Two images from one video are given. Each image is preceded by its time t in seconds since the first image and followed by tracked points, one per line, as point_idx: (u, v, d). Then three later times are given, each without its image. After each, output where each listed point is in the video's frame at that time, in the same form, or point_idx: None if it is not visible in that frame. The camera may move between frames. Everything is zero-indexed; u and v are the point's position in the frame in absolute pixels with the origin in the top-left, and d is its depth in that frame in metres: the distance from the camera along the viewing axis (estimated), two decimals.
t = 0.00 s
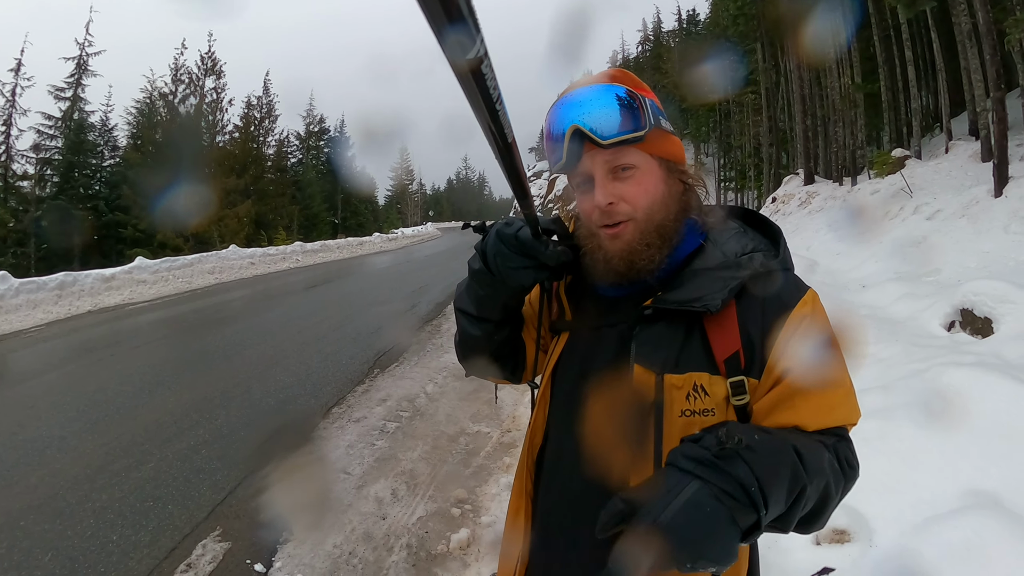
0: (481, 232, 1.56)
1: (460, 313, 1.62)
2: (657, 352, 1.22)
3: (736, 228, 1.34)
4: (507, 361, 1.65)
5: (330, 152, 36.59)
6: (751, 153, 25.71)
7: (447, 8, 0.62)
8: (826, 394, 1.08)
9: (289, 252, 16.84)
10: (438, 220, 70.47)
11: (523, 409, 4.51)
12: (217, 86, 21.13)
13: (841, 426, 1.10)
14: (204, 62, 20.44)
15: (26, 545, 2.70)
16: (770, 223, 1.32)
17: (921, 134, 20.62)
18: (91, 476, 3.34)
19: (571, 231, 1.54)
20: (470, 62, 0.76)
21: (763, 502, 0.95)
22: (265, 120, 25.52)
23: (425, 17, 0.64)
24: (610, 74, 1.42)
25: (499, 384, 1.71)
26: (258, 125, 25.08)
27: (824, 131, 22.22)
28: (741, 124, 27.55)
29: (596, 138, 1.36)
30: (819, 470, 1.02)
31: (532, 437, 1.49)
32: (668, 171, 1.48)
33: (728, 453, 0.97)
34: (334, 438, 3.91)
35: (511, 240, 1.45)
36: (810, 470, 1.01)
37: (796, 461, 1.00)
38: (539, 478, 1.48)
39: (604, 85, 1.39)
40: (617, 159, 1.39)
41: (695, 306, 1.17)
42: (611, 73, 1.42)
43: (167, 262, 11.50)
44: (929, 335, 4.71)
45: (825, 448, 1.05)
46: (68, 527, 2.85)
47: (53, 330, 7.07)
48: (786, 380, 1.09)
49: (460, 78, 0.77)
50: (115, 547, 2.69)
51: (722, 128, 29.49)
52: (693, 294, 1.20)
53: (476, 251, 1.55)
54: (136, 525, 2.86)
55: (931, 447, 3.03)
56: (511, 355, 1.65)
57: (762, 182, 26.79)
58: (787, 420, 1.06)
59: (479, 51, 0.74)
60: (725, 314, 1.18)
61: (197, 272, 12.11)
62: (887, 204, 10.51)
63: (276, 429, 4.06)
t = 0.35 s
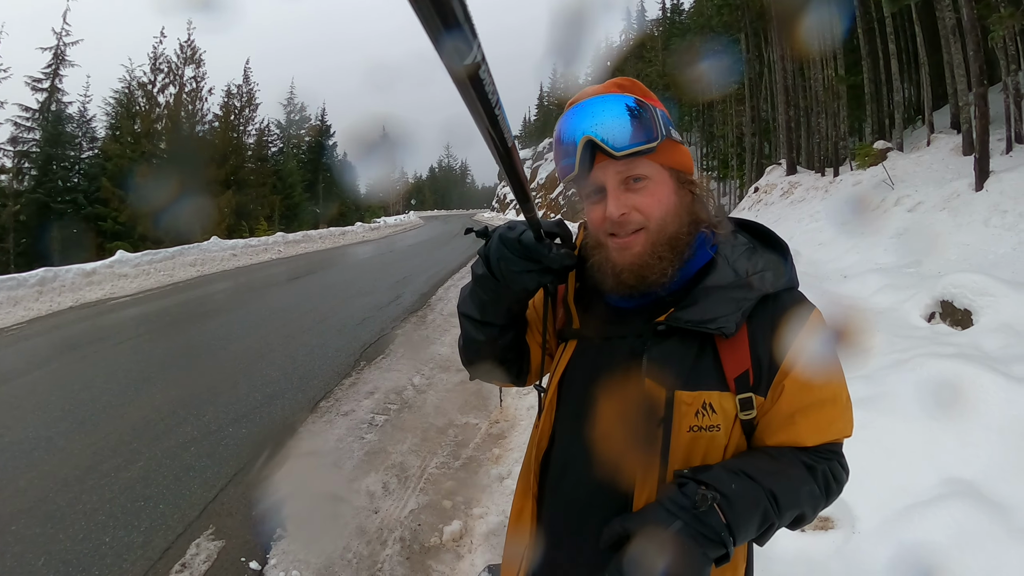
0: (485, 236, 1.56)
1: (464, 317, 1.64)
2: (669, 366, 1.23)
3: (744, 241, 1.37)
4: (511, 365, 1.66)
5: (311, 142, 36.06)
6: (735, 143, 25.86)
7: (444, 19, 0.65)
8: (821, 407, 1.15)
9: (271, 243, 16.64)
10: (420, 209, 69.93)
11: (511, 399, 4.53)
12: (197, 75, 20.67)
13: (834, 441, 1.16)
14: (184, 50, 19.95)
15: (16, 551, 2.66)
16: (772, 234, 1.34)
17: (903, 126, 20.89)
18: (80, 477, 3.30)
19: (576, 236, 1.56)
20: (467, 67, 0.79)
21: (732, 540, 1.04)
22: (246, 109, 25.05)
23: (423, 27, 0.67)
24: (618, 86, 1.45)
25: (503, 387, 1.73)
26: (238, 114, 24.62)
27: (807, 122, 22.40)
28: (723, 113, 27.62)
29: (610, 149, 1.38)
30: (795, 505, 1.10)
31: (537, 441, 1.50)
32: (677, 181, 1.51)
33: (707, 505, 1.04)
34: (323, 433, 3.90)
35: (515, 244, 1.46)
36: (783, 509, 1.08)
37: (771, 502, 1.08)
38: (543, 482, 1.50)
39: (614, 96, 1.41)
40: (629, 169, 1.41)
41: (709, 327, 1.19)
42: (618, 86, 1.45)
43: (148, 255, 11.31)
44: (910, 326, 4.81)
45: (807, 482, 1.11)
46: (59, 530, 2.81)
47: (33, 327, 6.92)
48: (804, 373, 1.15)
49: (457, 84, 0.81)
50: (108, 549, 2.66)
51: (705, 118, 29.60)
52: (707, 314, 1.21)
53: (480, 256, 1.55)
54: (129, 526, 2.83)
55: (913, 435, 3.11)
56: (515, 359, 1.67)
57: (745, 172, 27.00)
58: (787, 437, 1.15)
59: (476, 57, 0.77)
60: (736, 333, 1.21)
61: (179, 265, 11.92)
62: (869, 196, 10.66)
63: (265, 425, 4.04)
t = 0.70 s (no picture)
0: (482, 228, 1.56)
1: (460, 310, 1.63)
2: (667, 358, 1.24)
3: (739, 233, 1.38)
4: (508, 359, 1.67)
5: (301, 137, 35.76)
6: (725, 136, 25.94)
7: (439, 12, 0.67)
8: (815, 398, 1.15)
9: (261, 238, 16.52)
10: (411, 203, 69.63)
11: (504, 393, 4.54)
12: (187, 70, 20.40)
13: (830, 432, 1.17)
14: (173, 45, 19.68)
15: (10, 551, 2.64)
16: (766, 227, 1.35)
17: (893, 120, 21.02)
18: (73, 476, 3.28)
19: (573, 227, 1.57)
20: (462, 59, 0.80)
21: (730, 531, 1.05)
22: (236, 103, 24.77)
23: (417, 20, 0.69)
24: (623, 73, 1.45)
25: (500, 380, 1.74)
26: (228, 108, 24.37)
27: (798, 116, 22.49)
28: (715, 107, 27.63)
29: (615, 135, 1.38)
30: (792, 496, 1.10)
31: (535, 434, 1.50)
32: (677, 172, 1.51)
33: (706, 498, 1.05)
34: (315, 428, 3.89)
35: (512, 236, 1.46)
36: (782, 500, 1.09)
37: (768, 493, 1.09)
38: (540, 473, 1.51)
39: (619, 84, 1.41)
40: (632, 157, 1.41)
41: (708, 318, 1.19)
42: (624, 73, 1.45)
43: (138, 252, 11.22)
44: (900, 318, 4.86)
45: (804, 473, 1.12)
46: (52, 530, 2.79)
47: (24, 326, 6.86)
48: (800, 364, 1.16)
49: (453, 74, 0.83)
50: (102, 548, 2.65)
51: (696, 112, 29.59)
52: (705, 305, 1.21)
53: (476, 249, 1.55)
54: (122, 525, 2.82)
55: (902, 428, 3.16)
56: (512, 352, 1.68)
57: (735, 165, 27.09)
58: (784, 428, 1.15)
59: (471, 51, 0.79)
60: (734, 326, 1.21)
61: (169, 261, 11.82)
62: (860, 189, 10.73)
63: (258, 421, 4.03)
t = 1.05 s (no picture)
0: (476, 224, 1.56)
1: (453, 305, 1.63)
2: (661, 357, 1.24)
3: (737, 235, 1.38)
4: (501, 354, 1.67)
5: (298, 134, 35.60)
6: (723, 132, 25.87)
7: (438, 4, 0.66)
8: (810, 399, 1.15)
9: (259, 235, 16.48)
10: (408, 199, 69.50)
11: (500, 389, 4.54)
12: (183, 67, 20.28)
13: (826, 434, 1.16)
14: (169, 41, 19.52)
15: (5, 551, 2.63)
16: (764, 228, 1.35)
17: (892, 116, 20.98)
18: (70, 475, 3.28)
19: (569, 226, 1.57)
20: (460, 52, 0.80)
21: (724, 535, 1.04)
22: (233, 100, 24.65)
23: (417, 12, 0.68)
24: (634, 76, 1.48)
25: (492, 377, 1.73)
26: (225, 105, 24.22)
27: (797, 111, 22.44)
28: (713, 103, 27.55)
29: (632, 135, 1.39)
30: (786, 498, 1.10)
31: (527, 431, 1.49)
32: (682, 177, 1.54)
33: (699, 499, 1.04)
34: (311, 426, 3.89)
35: (506, 232, 1.45)
36: (776, 503, 1.08)
37: (761, 496, 1.08)
38: (531, 471, 1.50)
39: (634, 85, 1.43)
40: (645, 160, 1.43)
41: (701, 317, 1.19)
42: (634, 76, 1.48)
43: (135, 249, 11.19)
44: (898, 315, 4.87)
45: (800, 476, 1.11)
46: (48, 530, 2.79)
47: (21, 325, 6.83)
48: (795, 366, 1.14)
49: (450, 68, 0.82)
50: (98, 548, 2.65)
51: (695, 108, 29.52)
52: (699, 305, 1.21)
53: (470, 243, 1.54)
54: (118, 524, 2.81)
55: (899, 425, 3.16)
56: (504, 348, 1.67)
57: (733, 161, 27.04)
58: (780, 430, 1.15)
59: (469, 43, 0.78)
60: (728, 324, 1.21)
61: (167, 259, 11.79)
62: (858, 185, 10.73)
63: (255, 418, 4.03)
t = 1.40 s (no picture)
0: (478, 225, 1.55)
1: (453, 306, 1.62)
2: (656, 366, 1.23)
3: (737, 244, 1.37)
4: (497, 357, 1.66)
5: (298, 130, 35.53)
6: (724, 128, 25.81)
7: (449, 3, 0.65)
8: (806, 418, 1.13)
9: (258, 232, 16.47)
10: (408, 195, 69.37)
11: (499, 387, 4.55)
12: (183, 63, 20.25)
13: (825, 454, 1.15)
14: (169, 38, 19.49)
15: (5, 550, 2.64)
16: (766, 239, 1.34)
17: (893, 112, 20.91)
18: (69, 474, 3.28)
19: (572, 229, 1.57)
20: (470, 54, 0.79)
21: (711, 557, 1.03)
22: (233, 96, 24.59)
23: (428, 12, 0.68)
24: (625, 79, 1.46)
25: (488, 380, 1.73)
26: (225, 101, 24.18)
27: (798, 107, 22.36)
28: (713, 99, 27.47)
29: (616, 143, 1.39)
30: (778, 520, 1.08)
31: (519, 438, 1.49)
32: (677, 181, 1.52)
33: (686, 521, 1.03)
34: (310, 424, 3.89)
35: (508, 235, 1.45)
36: (766, 525, 1.08)
37: (752, 517, 1.07)
38: (524, 477, 1.50)
39: (623, 90, 1.42)
40: (633, 165, 1.42)
41: (696, 328, 1.18)
42: (626, 79, 1.46)
43: (135, 247, 11.18)
44: (899, 313, 4.87)
45: (795, 499, 1.09)
46: (48, 528, 2.79)
47: (21, 323, 6.85)
48: (793, 383, 1.13)
49: (459, 69, 0.81)
50: (97, 547, 2.65)
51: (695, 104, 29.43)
52: (696, 315, 1.20)
53: (472, 244, 1.54)
54: (117, 523, 2.82)
55: (900, 425, 3.16)
56: (501, 351, 1.67)
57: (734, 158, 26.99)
58: (777, 449, 1.13)
59: (479, 45, 0.77)
60: (724, 336, 1.20)
61: (167, 256, 11.78)
62: (860, 181, 10.71)
63: (253, 417, 4.03)
